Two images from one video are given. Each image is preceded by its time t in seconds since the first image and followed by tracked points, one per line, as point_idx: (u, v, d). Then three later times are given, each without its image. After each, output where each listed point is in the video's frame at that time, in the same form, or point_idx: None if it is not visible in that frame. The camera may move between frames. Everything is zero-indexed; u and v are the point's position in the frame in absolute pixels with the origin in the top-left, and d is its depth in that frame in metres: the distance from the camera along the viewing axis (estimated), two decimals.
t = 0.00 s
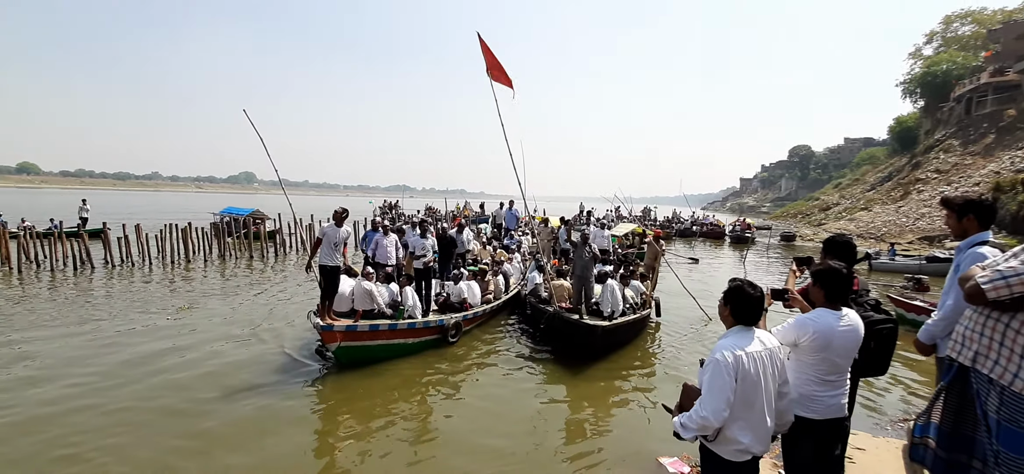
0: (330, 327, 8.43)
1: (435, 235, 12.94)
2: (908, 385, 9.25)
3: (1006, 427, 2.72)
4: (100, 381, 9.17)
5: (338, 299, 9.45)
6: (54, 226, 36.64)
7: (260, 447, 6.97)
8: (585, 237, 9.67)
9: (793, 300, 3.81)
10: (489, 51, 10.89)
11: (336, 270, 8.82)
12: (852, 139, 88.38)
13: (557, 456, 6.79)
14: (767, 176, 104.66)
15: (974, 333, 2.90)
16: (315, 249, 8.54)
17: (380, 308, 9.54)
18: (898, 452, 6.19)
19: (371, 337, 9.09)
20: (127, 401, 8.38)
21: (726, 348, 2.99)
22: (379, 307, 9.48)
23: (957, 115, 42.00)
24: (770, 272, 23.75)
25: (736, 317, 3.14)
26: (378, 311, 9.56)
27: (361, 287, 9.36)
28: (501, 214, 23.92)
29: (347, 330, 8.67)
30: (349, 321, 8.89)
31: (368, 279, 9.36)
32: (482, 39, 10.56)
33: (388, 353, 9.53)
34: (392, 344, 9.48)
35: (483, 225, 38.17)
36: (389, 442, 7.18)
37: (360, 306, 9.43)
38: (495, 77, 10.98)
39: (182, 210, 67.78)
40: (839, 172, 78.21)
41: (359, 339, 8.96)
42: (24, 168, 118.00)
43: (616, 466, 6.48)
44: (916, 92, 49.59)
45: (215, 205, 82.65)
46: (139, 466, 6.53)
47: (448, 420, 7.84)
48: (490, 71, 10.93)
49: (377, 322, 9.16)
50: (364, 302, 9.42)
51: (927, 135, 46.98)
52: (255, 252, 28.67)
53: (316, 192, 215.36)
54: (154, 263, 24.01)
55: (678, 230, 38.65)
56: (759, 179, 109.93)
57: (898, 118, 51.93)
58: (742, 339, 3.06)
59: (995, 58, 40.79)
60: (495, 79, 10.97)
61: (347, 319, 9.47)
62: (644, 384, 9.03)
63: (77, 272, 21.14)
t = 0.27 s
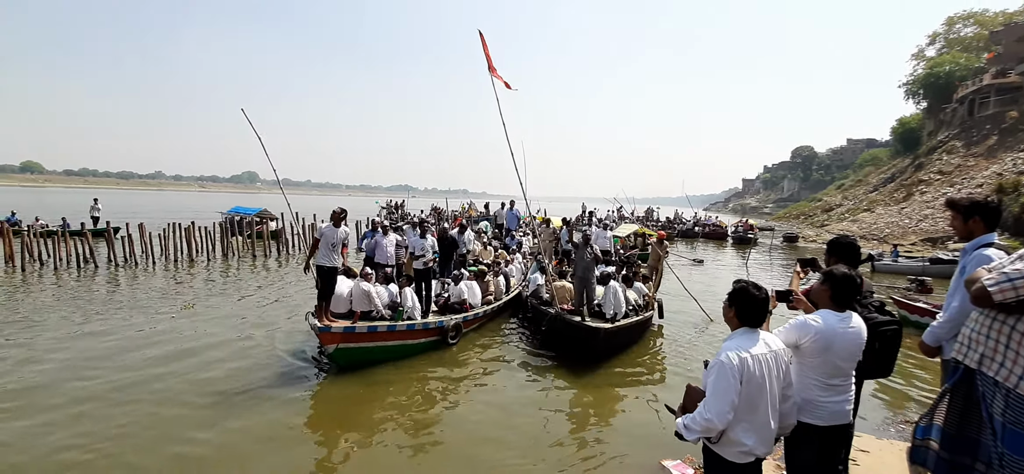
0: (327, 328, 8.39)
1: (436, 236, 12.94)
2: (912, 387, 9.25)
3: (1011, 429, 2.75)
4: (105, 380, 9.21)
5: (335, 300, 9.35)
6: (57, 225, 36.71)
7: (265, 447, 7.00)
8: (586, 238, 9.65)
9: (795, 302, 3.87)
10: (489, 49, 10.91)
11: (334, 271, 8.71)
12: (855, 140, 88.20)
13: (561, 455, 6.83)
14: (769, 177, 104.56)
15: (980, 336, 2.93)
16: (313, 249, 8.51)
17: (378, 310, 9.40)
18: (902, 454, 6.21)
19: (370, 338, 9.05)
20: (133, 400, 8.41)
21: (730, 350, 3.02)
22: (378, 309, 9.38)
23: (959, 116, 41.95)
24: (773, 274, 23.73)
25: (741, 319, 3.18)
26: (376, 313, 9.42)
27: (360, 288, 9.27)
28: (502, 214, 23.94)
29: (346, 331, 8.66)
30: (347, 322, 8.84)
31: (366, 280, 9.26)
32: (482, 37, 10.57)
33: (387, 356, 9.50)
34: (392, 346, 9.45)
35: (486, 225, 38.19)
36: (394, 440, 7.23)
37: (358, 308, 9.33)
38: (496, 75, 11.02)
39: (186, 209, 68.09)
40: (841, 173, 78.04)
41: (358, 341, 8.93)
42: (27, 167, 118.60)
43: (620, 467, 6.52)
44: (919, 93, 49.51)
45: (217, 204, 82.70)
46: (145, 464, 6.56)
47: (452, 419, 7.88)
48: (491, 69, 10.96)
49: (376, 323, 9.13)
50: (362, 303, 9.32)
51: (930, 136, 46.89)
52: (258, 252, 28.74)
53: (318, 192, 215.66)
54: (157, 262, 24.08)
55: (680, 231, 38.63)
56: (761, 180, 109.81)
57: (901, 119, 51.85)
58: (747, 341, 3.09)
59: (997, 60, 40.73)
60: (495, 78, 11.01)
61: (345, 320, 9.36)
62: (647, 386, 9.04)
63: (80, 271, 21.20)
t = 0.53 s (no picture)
0: (331, 328, 8.40)
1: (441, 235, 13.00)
2: (921, 389, 9.20)
3: (1018, 430, 2.77)
4: (120, 376, 9.38)
5: (339, 300, 9.38)
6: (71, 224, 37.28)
7: (277, 443, 7.10)
8: (593, 238, 9.73)
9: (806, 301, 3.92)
10: (495, 48, 10.98)
11: (337, 270, 8.70)
12: (865, 139, 87.26)
13: (570, 455, 6.88)
14: (779, 177, 103.72)
15: (989, 336, 2.95)
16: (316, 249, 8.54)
17: (381, 309, 9.39)
18: (911, 455, 6.19)
19: (373, 338, 9.09)
20: (147, 396, 8.56)
21: (738, 350, 3.05)
22: (381, 309, 9.35)
23: (971, 115, 41.41)
24: (781, 274, 23.60)
25: (749, 320, 3.20)
26: (379, 313, 9.41)
27: (363, 288, 9.26)
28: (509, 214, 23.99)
29: (349, 332, 8.66)
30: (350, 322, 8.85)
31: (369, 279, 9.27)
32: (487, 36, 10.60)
33: (390, 358, 9.52)
34: (395, 346, 9.48)
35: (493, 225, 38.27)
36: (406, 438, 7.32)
37: (362, 307, 9.32)
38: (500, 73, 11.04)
39: (197, 209, 68.84)
40: (852, 173, 77.30)
41: (361, 341, 8.96)
42: (41, 167, 120.22)
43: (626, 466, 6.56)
44: (930, 92, 48.95)
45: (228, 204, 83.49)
46: (160, 458, 6.70)
47: (461, 417, 7.96)
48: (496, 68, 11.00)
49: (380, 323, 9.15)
50: (366, 303, 9.31)
51: (941, 136, 46.36)
52: (268, 250, 29.03)
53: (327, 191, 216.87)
54: (168, 261, 24.42)
55: (688, 231, 38.50)
56: (770, 179, 108.96)
57: (912, 118, 51.27)
58: (754, 342, 3.12)
59: (1010, 58, 40.18)
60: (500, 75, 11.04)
61: (349, 320, 9.35)
62: (655, 386, 9.06)
63: (94, 269, 21.54)
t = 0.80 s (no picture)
0: (326, 329, 8.35)
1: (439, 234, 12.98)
2: (923, 390, 9.16)
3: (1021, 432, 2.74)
4: (120, 374, 9.39)
5: (336, 300, 9.36)
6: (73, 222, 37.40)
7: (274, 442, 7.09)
8: (593, 239, 9.71)
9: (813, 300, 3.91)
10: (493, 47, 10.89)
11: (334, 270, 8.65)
12: (868, 140, 87.02)
13: (567, 456, 6.87)
14: (780, 177, 103.56)
15: (991, 337, 2.92)
16: (311, 249, 8.48)
17: (378, 310, 9.36)
18: (913, 456, 6.16)
19: (370, 339, 9.01)
20: (147, 393, 8.58)
21: (739, 351, 3.01)
22: (378, 310, 9.32)
23: (975, 116, 41.27)
24: (783, 274, 23.55)
25: (751, 320, 3.17)
26: (376, 314, 9.38)
27: (360, 288, 9.24)
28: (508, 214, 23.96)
29: (345, 333, 8.60)
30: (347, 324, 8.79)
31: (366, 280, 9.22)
32: (486, 34, 10.55)
33: (388, 358, 9.45)
34: (392, 347, 9.39)
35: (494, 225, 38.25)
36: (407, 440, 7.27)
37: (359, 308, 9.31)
38: (499, 71, 11.01)
39: (200, 207, 68.95)
40: (854, 173, 77.15)
41: (359, 342, 8.89)
42: (44, 165, 120.36)
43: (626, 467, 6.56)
44: (934, 92, 48.78)
45: (230, 202, 83.66)
46: (159, 456, 6.71)
47: (460, 418, 7.93)
48: (495, 67, 10.97)
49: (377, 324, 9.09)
50: (362, 304, 9.29)
51: (944, 136, 46.22)
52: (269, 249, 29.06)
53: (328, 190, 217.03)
54: (170, 259, 24.46)
55: (689, 231, 38.45)
56: (772, 180, 108.76)
57: (915, 118, 51.11)
58: (755, 342, 3.09)
59: (1014, 59, 40.03)
60: (498, 73, 10.99)
61: (345, 321, 9.34)
62: (655, 388, 9.04)
63: (96, 268, 21.58)
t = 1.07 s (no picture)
0: (324, 330, 8.29)
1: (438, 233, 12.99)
2: (926, 391, 9.13)
3: None
4: (124, 372, 9.43)
5: (333, 301, 9.23)
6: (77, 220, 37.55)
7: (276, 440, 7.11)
8: (595, 239, 9.70)
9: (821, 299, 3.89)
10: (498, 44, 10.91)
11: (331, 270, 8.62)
12: (871, 140, 86.77)
13: (567, 456, 6.87)
14: (783, 177, 103.36)
15: (995, 339, 2.91)
16: (308, 248, 8.42)
17: (376, 310, 9.28)
18: (915, 457, 6.15)
19: (368, 340, 8.97)
20: (150, 391, 8.62)
21: (742, 352, 3.01)
22: (376, 311, 9.26)
23: (979, 116, 41.11)
24: (785, 274, 23.52)
25: (755, 320, 3.16)
26: (374, 314, 9.29)
27: (358, 289, 9.15)
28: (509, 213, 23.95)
29: (342, 333, 8.54)
30: (344, 324, 8.73)
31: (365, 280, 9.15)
32: (488, 31, 10.54)
33: (388, 359, 9.43)
34: (391, 348, 9.35)
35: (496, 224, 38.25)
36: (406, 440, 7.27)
37: (357, 309, 9.23)
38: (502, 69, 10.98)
39: (202, 206, 69.11)
40: (857, 173, 76.97)
41: (357, 343, 8.85)
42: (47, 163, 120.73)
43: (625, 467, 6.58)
44: (937, 92, 48.61)
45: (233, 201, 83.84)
46: (162, 453, 6.74)
47: (461, 418, 7.95)
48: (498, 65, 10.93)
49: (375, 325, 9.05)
50: (360, 304, 9.22)
51: (948, 136, 46.06)
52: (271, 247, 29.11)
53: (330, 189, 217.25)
54: (172, 257, 24.52)
55: (691, 231, 38.40)
56: (774, 179, 108.55)
57: (918, 118, 50.94)
58: (758, 343, 3.09)
59: (1019, 59, 39.84)
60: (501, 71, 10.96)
61: (343, 322, 9.23)
62: (657, 388, 9.04)
63: (99, 266, 21.65)
